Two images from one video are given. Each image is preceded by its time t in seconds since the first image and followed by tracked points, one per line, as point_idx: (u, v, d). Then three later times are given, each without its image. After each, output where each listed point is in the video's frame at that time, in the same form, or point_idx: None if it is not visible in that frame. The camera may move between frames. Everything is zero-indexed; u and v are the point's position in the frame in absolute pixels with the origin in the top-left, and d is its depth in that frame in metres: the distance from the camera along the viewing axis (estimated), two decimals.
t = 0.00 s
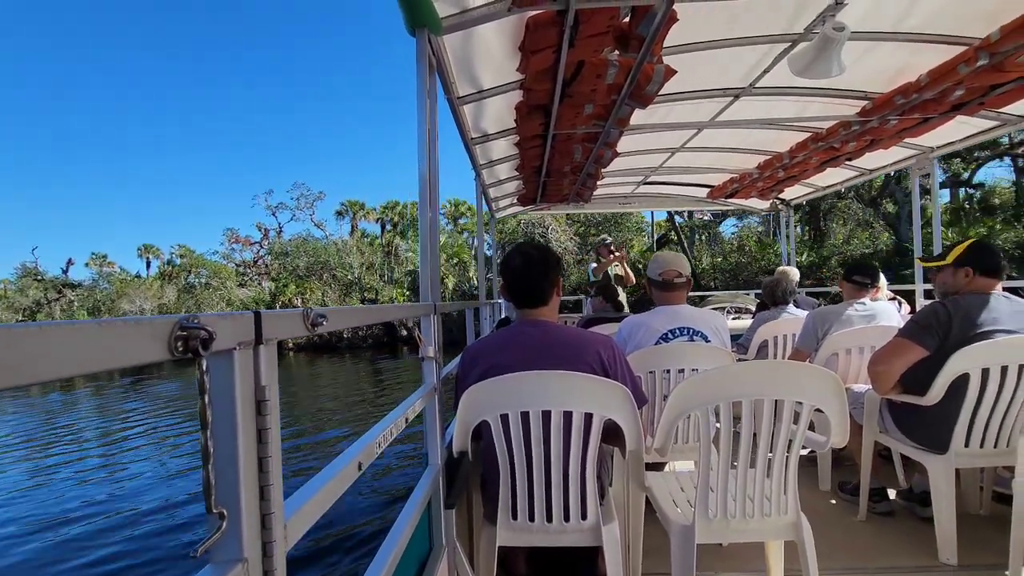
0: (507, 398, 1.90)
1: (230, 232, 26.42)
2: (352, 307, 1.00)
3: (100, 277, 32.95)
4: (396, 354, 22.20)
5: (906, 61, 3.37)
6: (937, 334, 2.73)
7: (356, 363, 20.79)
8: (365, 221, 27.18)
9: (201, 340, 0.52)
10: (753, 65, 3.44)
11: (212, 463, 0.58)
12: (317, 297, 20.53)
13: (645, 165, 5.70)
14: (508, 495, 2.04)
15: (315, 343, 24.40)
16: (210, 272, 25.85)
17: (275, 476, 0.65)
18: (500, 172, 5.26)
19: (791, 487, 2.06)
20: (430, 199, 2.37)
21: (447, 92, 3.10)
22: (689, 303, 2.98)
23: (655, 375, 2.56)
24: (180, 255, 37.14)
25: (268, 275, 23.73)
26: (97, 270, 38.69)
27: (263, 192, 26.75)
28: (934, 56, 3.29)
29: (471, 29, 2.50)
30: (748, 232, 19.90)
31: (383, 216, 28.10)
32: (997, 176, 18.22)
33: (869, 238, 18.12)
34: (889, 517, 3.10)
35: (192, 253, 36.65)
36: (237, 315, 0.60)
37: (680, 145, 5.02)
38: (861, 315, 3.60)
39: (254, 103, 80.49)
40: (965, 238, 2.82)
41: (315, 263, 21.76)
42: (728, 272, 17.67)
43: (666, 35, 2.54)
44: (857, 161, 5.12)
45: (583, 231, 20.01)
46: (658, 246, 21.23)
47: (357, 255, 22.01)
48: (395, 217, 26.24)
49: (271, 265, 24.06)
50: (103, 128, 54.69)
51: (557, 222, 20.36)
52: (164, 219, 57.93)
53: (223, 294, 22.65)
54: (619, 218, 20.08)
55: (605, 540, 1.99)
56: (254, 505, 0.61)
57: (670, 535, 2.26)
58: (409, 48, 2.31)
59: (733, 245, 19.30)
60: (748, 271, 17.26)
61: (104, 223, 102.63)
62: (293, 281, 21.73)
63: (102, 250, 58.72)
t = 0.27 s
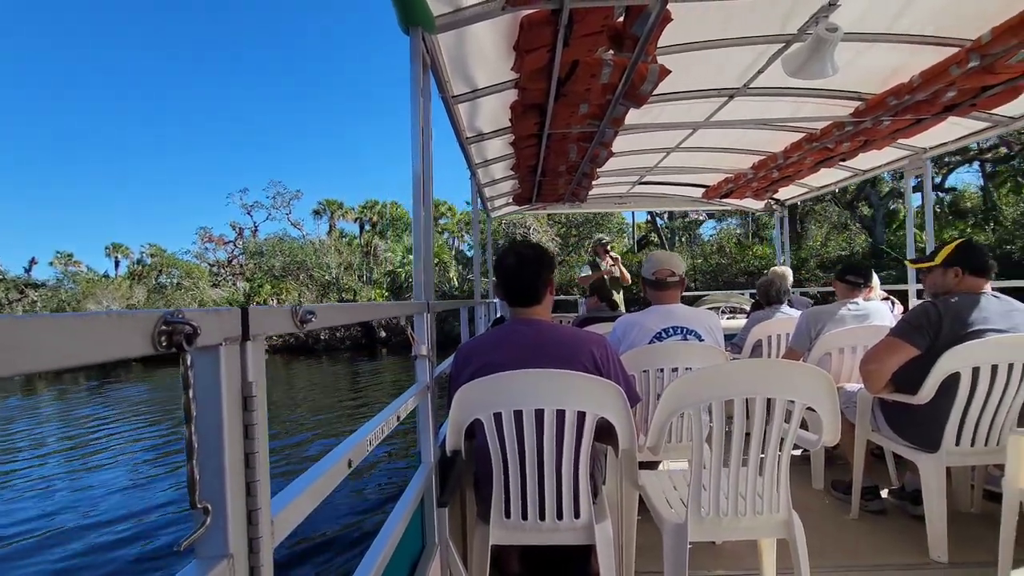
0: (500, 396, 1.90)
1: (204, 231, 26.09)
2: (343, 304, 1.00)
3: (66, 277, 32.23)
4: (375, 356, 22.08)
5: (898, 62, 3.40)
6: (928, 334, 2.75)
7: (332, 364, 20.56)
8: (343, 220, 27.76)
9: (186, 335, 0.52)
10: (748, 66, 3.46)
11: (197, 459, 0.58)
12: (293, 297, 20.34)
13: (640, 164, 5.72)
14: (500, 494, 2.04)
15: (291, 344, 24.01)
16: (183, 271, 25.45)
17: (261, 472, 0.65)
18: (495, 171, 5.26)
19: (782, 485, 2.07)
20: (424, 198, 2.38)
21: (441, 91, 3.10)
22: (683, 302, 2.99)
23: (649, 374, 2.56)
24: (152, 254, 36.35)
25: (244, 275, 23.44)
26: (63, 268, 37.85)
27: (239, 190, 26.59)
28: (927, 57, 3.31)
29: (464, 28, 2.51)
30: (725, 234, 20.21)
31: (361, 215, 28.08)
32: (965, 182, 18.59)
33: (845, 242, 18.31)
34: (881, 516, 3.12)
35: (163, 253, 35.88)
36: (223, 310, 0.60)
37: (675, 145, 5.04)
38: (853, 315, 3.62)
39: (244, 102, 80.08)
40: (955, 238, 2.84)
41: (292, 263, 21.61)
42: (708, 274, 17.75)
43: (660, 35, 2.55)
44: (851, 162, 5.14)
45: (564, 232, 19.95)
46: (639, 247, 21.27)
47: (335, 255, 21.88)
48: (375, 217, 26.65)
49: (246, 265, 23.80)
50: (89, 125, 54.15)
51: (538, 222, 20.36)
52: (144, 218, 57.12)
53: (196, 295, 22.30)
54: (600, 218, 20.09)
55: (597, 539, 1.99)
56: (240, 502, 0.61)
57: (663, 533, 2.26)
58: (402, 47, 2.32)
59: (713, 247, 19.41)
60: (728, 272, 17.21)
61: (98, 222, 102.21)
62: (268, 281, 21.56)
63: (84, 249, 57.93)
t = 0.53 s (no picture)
0: (489, 388, 1.90)
1: (171, 226, 25.62)
2: (330, 291, 1.00)
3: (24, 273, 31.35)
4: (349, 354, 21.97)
5: (888, 60, 3.42)
6: (914, 329, 2.78)
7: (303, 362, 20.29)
8: (317, 216, 28.32)
9: (164, 314, 0.51)
10: (739, 62, 3.47)
11: (175, 439, 0.58)
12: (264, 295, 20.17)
13: (633, 161, 5.74)
14: (489, 486, 2.05)
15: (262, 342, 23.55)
16: (148, 268, 24.88)
17: (242, 454, 0.65)
18: (487, 166, 5.25)
19: (768, 477, 2.09)
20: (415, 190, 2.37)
21: (433, 84, 3.09)
22: (672, 297, 3.00)
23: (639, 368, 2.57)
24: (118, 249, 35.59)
25: (212, 271, 23.08)
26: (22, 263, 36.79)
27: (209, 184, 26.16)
28: (916, 55, 3.34)
29: (456, 20, 2.50)
30: (701, 233, 20.49)
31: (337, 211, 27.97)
32: (931, 186, 19.06)
33: (816, 244, 18.60)
34: (867, 508, 3.16)
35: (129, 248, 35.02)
36: (204, 292, 0.60)
37: (667, 141, 5.05)
38: (841, 311, 3.65)
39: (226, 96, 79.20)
40: (940, 234, 2.88)
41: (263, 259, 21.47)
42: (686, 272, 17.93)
43: (652, 29, 2.55)
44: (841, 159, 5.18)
45: (541, 230, 19.79)
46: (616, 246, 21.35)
47: (308, 252, 21.73)
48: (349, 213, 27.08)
49: (215, 260, 23.44)
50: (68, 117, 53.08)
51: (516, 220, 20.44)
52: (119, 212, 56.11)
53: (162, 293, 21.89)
54: (578, 217, 20.16)
55: (586, 530, 2.00)
56: (220, 483, 0.61)
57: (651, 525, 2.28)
58: (393, 38, 2.31)
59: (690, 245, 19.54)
60: (705, 271, 17.41)
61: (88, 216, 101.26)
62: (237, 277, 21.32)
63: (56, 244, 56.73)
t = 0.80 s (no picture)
0: (475, 375, 1.90)
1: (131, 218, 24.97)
2: (309, 269, 0.98)
3: None
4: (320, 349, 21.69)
5: (876, 52, 3.44)
6: (898, 319, 2.81)
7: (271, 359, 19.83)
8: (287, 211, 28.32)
9: (123, 278, 0.50)
10: (728, 52, 3.47)
11: (136, 409, 0.57)
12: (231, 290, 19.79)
13: (624, 153, 5.73)
14: (475, 474, 2.04)
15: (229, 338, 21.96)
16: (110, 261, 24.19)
17: (211, 427, 0.64)
18: (477, 156, 5.23)
19: (752, 463, 2.11)
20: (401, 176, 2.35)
21: (420, 71, 3.07)
22: (660, 287, 3.00)
23: (626, 357, 2.57)
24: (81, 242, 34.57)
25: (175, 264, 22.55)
26: None
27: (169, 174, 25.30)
28: (904, 48, 3.36)
29: (443, 4, 2.47)
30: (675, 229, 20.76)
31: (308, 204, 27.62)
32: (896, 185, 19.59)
33: (788, 242, 18.81)
34: (850, 497, 3.20)
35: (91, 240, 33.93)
36: (169, 259, 0.58)
37: (657, 133, 5.05)
38: (828, 303, 3.67)
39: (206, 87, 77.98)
40: (923, 226, 2.91)
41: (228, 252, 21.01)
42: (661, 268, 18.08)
43: (640, 17, 2.54)
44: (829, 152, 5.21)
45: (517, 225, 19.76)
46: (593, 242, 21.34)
47: (277, 246, 21.44)
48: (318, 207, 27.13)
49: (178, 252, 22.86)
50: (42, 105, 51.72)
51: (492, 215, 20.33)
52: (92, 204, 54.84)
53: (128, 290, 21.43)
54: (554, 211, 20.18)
55: (571, 517, 2.01)
56: (188, 454, 0.60)
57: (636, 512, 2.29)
58: (379, 21, 2.29)
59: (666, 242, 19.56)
60: (679, 267, 17.63)
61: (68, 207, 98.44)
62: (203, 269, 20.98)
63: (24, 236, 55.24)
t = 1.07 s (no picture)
0: (463, 373, 1.91)
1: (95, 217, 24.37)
2: (294, 267, 0.99)
3: None
4: (291, 353, 21.31)
5: (861, 55, 3.48)
6: (882, 318, 2.85)
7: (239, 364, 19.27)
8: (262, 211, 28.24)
9: (100, 271, 0.51)
10: (716, 55, 3.51)
11: (114, 402, 0.57)
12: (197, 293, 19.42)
13: (614, 154, 5.76)
14: (462, 473, 2.05)
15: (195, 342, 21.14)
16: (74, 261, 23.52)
17: (189, 421, 0.64)
18: (468, 157, 5.23)
19: (736, 460, 2.13)
20: (390, 175, 2.35)
21: (409, 71, 3.08)
22: (649, 287, 3.03)
23: (614, 357, 2.59)
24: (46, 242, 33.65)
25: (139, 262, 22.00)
26: None
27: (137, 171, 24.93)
28: (889, 52, 3.41)
29: (431, 5, 2.48)
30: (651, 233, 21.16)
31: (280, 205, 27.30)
32: (863, 191, 20.15)
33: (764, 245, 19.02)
34: (836, 495, 3.23)
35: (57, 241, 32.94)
36: (147, 254, 0.59)
37: (647, 135, 5.09)
38: (814, 303, 3.71)
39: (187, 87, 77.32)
40: (906, 226, 2.95)
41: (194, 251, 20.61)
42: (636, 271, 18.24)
43: (628, 19, 2.56)
44: (816, 154, 5.26)
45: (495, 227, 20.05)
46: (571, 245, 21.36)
47: (247, 247, 21.15)
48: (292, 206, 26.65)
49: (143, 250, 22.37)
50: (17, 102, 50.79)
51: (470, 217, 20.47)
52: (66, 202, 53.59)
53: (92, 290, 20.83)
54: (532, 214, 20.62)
55: (557, 515, 2.02)
56: (167, 448, 0.61)
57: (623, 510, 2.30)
58: (368, 21, 2.30)
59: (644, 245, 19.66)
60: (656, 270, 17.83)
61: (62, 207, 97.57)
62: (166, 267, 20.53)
63: None
